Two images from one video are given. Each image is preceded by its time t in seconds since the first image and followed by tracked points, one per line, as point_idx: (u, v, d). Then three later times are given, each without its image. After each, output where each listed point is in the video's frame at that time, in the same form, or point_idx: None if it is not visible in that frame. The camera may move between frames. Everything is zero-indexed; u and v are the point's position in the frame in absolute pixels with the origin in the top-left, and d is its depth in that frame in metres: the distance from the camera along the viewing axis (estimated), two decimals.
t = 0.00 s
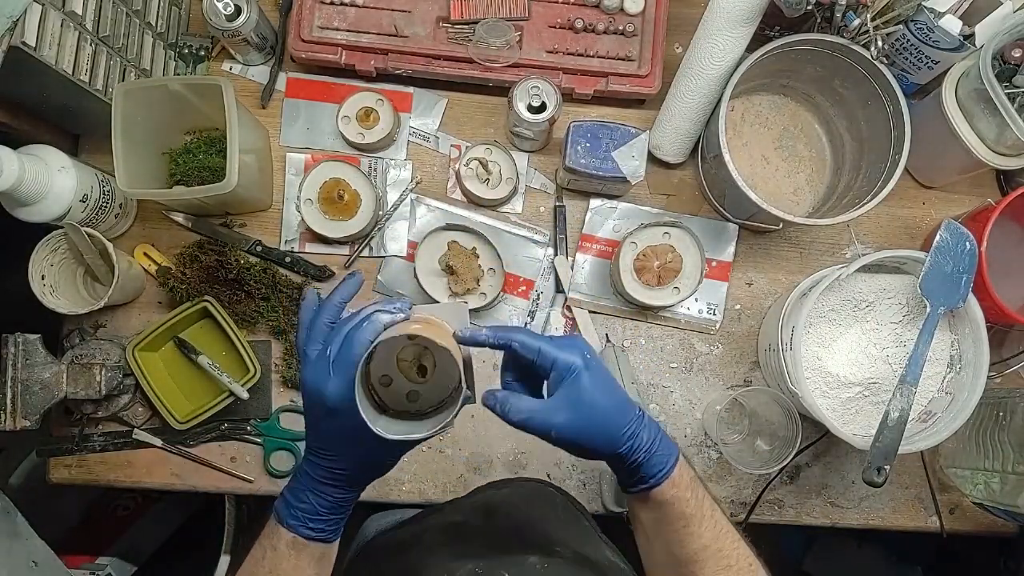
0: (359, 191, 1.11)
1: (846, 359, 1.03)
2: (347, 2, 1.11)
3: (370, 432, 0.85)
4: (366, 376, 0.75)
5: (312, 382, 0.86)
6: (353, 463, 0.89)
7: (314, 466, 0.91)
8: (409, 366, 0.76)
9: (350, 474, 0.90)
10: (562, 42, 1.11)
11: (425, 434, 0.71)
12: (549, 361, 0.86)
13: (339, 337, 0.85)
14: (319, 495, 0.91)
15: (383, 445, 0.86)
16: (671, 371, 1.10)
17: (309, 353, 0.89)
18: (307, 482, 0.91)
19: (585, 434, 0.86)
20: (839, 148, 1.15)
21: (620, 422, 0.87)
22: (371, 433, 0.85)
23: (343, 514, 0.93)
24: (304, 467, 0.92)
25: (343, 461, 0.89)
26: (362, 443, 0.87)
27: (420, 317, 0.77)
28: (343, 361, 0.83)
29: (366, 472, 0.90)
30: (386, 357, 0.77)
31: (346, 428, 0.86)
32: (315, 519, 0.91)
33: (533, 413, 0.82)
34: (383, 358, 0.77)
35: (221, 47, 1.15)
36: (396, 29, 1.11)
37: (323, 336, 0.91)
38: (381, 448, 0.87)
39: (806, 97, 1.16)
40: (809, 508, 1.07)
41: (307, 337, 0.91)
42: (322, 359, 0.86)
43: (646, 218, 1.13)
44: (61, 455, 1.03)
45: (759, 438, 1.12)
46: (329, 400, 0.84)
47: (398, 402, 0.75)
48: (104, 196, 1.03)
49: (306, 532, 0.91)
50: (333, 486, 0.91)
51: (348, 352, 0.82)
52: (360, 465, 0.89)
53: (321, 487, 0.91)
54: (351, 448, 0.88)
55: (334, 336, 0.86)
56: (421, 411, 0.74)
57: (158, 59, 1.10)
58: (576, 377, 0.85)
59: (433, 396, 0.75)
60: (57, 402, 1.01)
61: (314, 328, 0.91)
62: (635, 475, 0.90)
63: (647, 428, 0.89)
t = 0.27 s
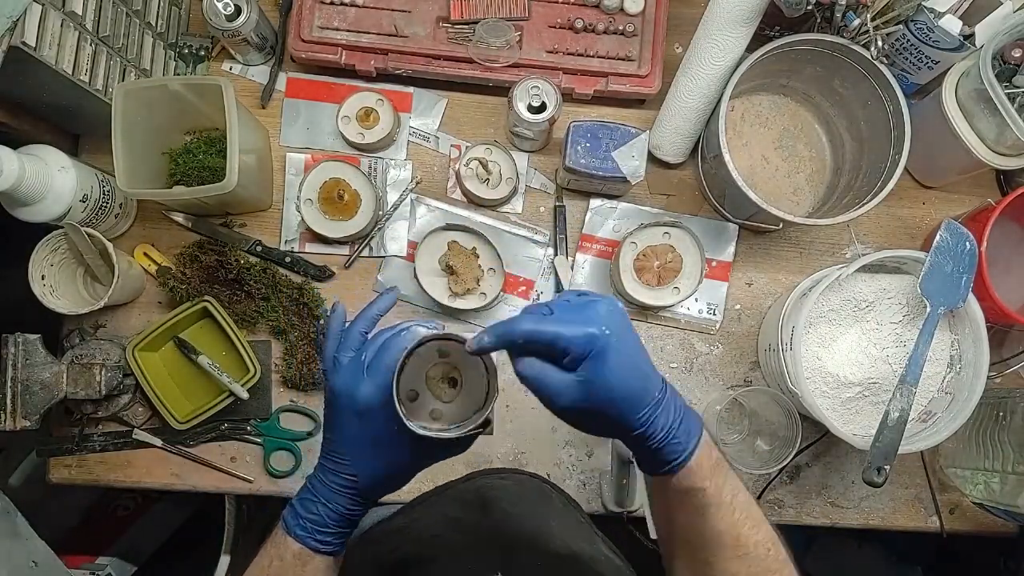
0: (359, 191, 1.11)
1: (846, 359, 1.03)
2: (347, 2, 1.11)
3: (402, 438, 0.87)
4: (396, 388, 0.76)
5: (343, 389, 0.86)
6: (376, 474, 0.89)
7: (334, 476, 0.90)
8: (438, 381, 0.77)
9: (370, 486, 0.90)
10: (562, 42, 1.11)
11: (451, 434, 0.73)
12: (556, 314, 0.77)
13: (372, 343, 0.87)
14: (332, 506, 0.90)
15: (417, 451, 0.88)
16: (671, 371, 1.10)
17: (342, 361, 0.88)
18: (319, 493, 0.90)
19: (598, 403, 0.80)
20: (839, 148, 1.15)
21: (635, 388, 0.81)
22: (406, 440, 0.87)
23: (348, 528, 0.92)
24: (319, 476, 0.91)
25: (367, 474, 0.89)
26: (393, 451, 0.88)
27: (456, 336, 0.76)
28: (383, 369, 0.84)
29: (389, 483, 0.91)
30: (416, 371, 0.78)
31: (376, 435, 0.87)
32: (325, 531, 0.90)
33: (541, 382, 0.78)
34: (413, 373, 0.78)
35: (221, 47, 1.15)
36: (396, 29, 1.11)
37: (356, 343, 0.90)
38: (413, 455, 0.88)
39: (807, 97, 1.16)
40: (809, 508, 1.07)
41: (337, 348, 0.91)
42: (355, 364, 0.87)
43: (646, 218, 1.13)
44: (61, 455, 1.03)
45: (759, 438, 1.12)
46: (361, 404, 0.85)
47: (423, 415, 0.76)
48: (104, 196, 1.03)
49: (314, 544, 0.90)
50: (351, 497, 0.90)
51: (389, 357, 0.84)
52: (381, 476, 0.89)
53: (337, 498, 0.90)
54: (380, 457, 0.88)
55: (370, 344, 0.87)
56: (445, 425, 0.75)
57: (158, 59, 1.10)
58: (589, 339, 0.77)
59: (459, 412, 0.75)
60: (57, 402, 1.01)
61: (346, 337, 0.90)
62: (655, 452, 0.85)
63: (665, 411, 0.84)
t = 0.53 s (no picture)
0: (359, 191, 1.11)
1: (846, 359, 1.03)
2: (347, 2, 1.11)
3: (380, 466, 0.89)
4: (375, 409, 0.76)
5: (322, 412, 0.89)
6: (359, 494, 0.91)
7: (316, 496, 0.91)
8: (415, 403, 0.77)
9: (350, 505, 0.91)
10: (562, 42, 1.11)
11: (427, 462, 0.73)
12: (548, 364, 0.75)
13: (354, 365, 0.91)
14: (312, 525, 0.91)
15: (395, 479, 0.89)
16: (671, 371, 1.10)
17: (325, 382, 0.91)
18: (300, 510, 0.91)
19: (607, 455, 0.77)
20: (839, 147, 1.15)
21: (648, 431, 0.74)
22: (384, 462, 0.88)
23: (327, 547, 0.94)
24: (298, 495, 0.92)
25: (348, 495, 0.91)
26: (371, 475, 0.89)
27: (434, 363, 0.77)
28: (359, 394, 0.87)
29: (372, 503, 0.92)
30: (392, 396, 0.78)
31: (357, 460, 0.89)
32: (303, 547, 0.91)
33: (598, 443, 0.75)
34: (390, 397, 0.78)
35: (221, 47, 1.15)
36: (396, 29, 1.11)
37: (338, 364, 0.92)
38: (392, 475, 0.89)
39: (807, 97, 1.16)
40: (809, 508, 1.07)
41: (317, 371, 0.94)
42: (335, 386, 0.90)
43: (646, 218, 1.13)
44: (61, 455, 1.03)
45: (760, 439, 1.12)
46: (340, 430, 0.88)
47: (400, 439, 0.76)
48: (104, 196, 1.03)
49: (295, 560, 0.91)
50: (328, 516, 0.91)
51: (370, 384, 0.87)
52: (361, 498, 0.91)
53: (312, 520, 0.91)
54: (363, 477, 0.89)
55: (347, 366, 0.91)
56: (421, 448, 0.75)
57: (158, 59, 1.10)
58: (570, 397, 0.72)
59: (435, 436, 0.76)
60: (57, 402, 1.01)
61: (329, 360, 0.92)
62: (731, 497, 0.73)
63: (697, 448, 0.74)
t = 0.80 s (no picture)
0: (359, 191, 1.11)
1: (846, 359, 1.03)
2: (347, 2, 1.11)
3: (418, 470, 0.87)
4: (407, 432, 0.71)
5: (355, 433, 0.86)
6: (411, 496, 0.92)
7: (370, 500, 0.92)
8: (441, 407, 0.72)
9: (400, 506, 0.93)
10: (562, 42, 1.11)
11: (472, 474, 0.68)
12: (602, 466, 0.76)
13: (376, 382, 0.85)
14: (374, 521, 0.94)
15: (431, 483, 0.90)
16: (671, 371, 1.10)
17: (350, 404, 0.88)
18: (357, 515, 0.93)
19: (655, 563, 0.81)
20: (839, 148, 1.15)
21: (631, 547, 0.77)
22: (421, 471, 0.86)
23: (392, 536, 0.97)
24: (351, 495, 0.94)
25: (403, 494, 0.91)
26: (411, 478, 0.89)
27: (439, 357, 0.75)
28: (387, 417, 0.81)
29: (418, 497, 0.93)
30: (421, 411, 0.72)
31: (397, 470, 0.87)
32: (369, 544, 0.95)
33: (593, 543, 0.75)
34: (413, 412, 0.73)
35: (221, 46, 1.15)
36: (396, 29, 1.11)
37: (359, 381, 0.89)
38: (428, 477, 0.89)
39: (807, 97, 1.16)
40: (809, 508, 1.07)
41: (341, 381, 0.91)
42: (362, 407, 0.86)
43: (646, 218, 1.13)
44: (61, 455, 1.03)
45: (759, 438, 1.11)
46: (377, 450, 0.84)
47: (441, 437, 0.72)
48: (104, 196, 1.03)
49: (362, 555, 0.96)
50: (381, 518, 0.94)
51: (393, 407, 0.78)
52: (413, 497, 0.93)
53: (373, 518, 0.94)
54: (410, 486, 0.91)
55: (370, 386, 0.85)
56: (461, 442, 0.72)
57: (158, 59, 1.10)
58: (641, 492, 0.75)
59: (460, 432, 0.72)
60: (57, 402, 1.01)
61: (349, 373, 0.90)
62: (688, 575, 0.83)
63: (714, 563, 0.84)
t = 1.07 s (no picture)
0: (359, 191, 1.11)
1: (846, 359, 1.03)
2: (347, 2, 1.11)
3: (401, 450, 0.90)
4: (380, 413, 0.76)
5: (333, 429, 0.89)
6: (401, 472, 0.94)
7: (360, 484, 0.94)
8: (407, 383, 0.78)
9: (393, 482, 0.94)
10: (562, 42, 1.11)
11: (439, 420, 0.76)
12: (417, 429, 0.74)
13: (337, 377, 0.88)
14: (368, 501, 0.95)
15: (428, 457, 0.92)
16: (671, 371, 1.10)
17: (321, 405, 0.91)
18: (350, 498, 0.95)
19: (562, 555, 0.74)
20: (839, 147, 1.15)
21: (507, 502, 0.73)
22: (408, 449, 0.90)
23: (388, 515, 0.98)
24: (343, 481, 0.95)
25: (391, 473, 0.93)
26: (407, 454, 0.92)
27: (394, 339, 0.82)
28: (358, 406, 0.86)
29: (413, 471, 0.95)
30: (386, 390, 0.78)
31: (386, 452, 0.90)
32: (370, 519, 0.96)
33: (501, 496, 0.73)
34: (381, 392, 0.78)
35: (221, 46, 1.15)
36: (396, 29, 1.11)
37: (325, 384, 0.91)
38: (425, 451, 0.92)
39: (807, 97, 1.16)
40: (809, 508, 1.07)
41: (307, 389, 0.93)
42: (334, 405, 0.90)
43: (646, 219, 1.13)
44: (61, 455, 1.03)
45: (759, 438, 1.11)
46: (355, 439, 0.88)
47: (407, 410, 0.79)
48: (104, 196, 1.03)
49: (364, 531, 0.96)
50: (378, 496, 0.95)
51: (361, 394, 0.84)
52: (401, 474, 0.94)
53: (367, 497, 0.95)
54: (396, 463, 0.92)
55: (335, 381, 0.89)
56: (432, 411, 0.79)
57: (158, 59, 1.10)
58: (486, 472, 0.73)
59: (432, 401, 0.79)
60: (57, 402, 1.01)
61: (311, 378, 0.92)
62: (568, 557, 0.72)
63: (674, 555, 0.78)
